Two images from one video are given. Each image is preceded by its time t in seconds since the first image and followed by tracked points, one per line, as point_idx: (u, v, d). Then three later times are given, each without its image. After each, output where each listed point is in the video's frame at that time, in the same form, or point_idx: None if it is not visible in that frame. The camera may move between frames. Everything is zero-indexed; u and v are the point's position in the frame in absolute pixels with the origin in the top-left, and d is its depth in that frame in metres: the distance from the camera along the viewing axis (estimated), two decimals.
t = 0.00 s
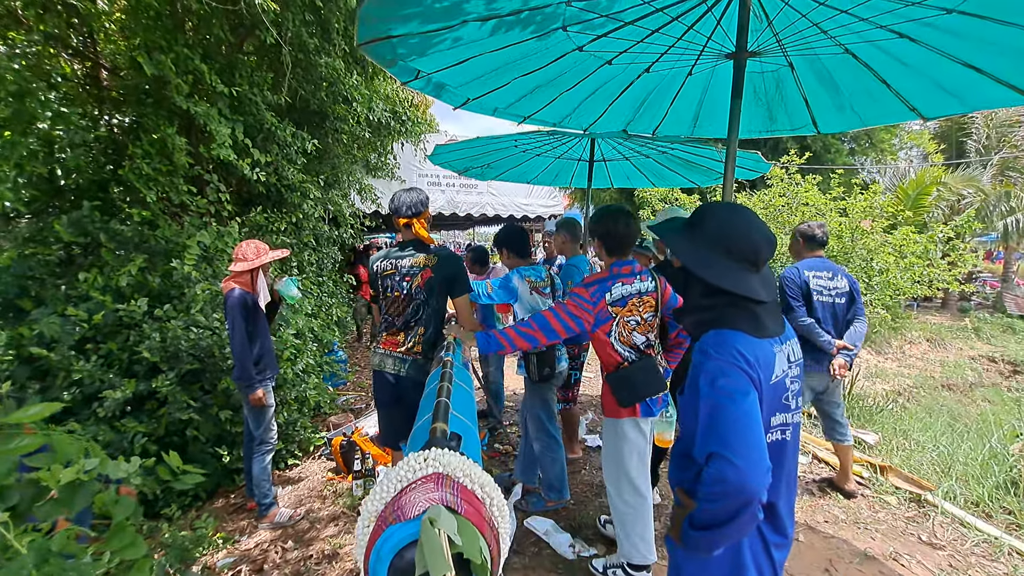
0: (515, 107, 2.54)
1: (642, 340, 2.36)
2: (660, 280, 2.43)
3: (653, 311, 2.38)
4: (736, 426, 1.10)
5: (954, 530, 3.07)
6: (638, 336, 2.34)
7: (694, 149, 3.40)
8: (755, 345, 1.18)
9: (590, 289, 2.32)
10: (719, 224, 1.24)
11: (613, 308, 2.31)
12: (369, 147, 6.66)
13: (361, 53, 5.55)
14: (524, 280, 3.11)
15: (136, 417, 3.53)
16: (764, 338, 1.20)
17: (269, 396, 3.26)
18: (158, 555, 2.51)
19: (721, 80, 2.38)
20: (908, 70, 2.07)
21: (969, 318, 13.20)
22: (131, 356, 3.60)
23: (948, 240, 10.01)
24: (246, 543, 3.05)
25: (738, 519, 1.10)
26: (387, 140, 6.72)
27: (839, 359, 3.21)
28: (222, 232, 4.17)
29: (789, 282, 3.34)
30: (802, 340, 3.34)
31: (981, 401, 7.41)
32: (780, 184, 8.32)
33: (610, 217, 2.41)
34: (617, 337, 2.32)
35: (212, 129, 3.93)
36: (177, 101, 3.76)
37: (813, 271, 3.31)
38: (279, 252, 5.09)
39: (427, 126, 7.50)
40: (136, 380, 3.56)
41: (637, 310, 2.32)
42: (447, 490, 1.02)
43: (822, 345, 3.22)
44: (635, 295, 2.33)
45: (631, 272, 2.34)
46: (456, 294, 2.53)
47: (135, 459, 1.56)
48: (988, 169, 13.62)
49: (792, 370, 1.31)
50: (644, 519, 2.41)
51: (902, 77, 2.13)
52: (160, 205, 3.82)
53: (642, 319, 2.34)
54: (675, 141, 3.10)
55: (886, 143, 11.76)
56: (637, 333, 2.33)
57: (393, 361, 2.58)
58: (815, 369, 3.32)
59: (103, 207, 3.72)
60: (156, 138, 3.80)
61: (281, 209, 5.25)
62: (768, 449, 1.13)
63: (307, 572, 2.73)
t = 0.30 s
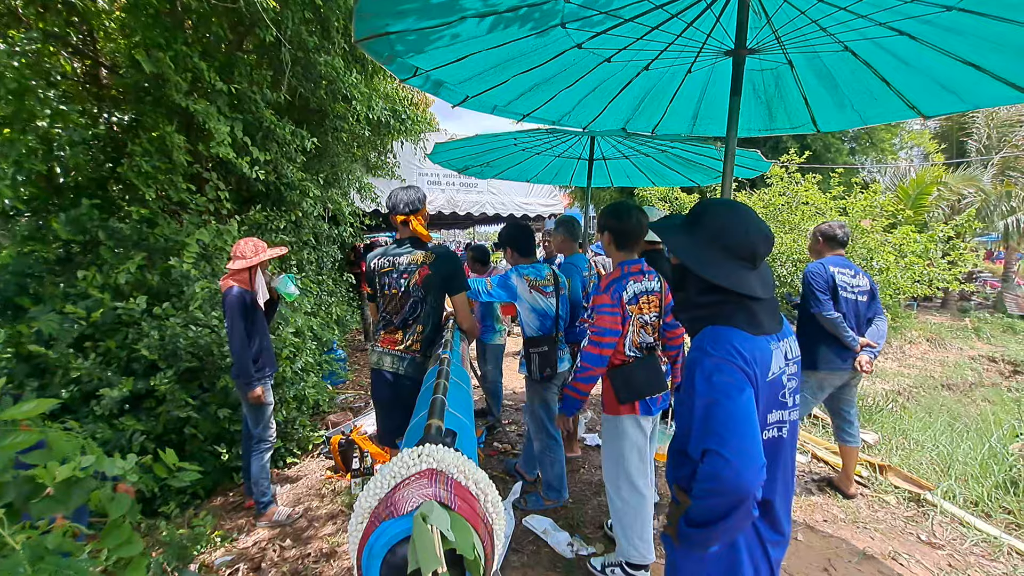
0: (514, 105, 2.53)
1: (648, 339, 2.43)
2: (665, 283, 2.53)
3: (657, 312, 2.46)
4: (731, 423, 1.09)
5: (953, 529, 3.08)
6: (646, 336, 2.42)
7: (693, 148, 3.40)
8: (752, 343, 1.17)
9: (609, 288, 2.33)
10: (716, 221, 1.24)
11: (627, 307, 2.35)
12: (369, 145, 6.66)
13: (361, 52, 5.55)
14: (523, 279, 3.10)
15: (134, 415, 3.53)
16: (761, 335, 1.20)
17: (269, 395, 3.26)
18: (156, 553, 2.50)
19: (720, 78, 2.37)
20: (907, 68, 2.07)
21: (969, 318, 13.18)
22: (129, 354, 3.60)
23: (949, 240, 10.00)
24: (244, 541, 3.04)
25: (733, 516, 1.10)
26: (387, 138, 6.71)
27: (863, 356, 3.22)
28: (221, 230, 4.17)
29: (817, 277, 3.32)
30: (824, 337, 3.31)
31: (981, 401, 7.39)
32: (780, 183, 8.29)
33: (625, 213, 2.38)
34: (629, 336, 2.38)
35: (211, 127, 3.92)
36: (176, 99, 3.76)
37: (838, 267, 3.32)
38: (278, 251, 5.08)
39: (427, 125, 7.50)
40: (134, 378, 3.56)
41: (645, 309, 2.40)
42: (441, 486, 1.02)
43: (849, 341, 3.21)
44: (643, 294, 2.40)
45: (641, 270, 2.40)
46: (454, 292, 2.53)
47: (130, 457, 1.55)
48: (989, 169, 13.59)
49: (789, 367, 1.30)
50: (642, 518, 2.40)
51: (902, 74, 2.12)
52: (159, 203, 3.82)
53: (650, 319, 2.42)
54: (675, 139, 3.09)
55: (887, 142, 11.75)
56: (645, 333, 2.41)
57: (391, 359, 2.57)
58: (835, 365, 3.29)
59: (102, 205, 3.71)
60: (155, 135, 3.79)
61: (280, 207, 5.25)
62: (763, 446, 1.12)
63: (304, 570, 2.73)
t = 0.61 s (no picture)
0: (512, 100, 2.52)
1: (655, 334, 2.42)
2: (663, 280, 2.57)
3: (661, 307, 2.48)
4: (725, 416, 1.08)
5: (951, 528, 3.07)
6: (654, 330, 2.40)
7: (693, 144, 3.39)
8: (748, 336, 1.16)
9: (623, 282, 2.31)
10: (711, 212, 1.22)
11: (639, 301, 2.33)
12: (368, 142, 6.64)
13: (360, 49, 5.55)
14: (520, 275, 3.09)
15: (130, 411, 3.53)
16: (758, 329, 1.18)
17: (265, 390, 3.24)
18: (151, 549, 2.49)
19: (719, 73, 2.36)
20: (908, 63, 2.05)
21: (969, 318, 13.16)
22: (125, 350, 3.59)
23: (949, 240, 9.97)
24: (239, 538, 3.03)
25: (726, 510, 1.09)
26: (386, 135, 6.70)
27: (868, 355, 3.20)
28: (218, 227, 4.15)
29: (821, 277, 3.30)
30: (828, 336, 3.31)
31: (981, 401, 7.37)
32: (780, 182, 8.26)
33: (624, 210, 2.43)
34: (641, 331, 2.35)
35: (208, 122, 3.89)
36: (173, 94, 3.73)
37: (844, 267, 3.30)
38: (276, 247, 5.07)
39: (426, 123, 7.48)
40: (130, 374, 3.55)
41: (653, 304, 2.39)
42: (427, 477, 1.01)
43: (853, 341, 3.20)
44: (650, 288, 2.40)
45: (645, 265, 2.43)
46: (449, 287, 2.52)
47: (119, 451, 1.54)
48: (989, 169, 13.58)
49: (786, 360, 1.28)
50: (643, 514, 2.39)
51: (902, 69, 2.11)
52: (156, 198, 3.80)
53: (656, 313, 2.42)
54: (674, 136, 3.07)
55: (887, 142, 11.86)
56: (653, 327, 2.39)
57: (387, 354, 2.56)
58: (840, 365, 3.27)
59: (99, 201, 3.70)
60: (152, 131, 3.76)
61: (279, 204, 5.23)
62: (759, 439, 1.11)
63: (299, 567, 2.71)
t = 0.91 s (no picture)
0: (512, 90, 2.48)
1: (655, 322, 2.47)
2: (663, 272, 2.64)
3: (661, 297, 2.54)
4: (722, 401, 1.04)
5: (949, 527, 3.05)
6: (654, 318, 2.45)
7: (695, 139, 3.37)
8: (747, 322, 1.12)
9: (629, 266, 2.35)
10: (708, 196, 1.19)
11: (644, 286, 2.38)
12: (369, 137, 6.61)
13: (361, 42, 5.52)
14: (518, 268, 3.06)
15: (123, 402, 3.49)
16: (758, 316, 1.15)
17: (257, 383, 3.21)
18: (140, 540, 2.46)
19: (722, 63, 2.33)
20: (911, 54, 2.02)
21: (969, 321, 13.14)
22: (118, 340, 3.55)
23: (949, 242, 9.94)
24: (230, 531, 3.00)
25: (723, 499, 1.06)
26: (386, 130, 6.66)
27: (876, 353, 3.18)
28: (215, 218, 4.11)
29: (831, 274, 3.26)
30: (836, 334, 3.29)
31: (980, 404, 7.34)
32: (781, 181, 8.22)
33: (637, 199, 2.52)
34: (642, 317, 2.39)
35: (205, 112, 3.85)
36: (171, 83, 3.69)
37: (852, 264, 3.27)
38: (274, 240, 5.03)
39: (427, 118, 7.45)
40: (123, 365, 3.52)
41: (654, 292, 2.45)
42: (410, 457, 1.08)
43: (861, 338, 3.18)
44: (652, 276, 2.46)
45: (650, 254, 2.48)
46: (446, 278, 2.51)
47: (103, 437, 1.51)
48: (990, 172, 13.60)
49: (786, 349, 1.25)
50: (638, 508, 2.38)
51: (905, 60, 2.07)
52: (153, 189, 3.76)
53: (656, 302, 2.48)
54: (676, 129, 3.04)
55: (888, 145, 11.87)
56: (653, 314, 2.45)
57: (382, 346, 2.53)
58: (846, 363, 3.26)
59: (94, 190, 3.66)
60: (149, 120, 3.72)
61: (278, 197, 5.19)
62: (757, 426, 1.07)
63: (290, 561, 2.68)
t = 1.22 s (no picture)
0: (519, 73, 2.38)
1: (660, 312, 2.48)
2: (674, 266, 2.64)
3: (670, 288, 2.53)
4: (747, 390, 0.99)
5: (960, 537, 2.95)
6: (659, 308, 2.47)
7: (705, 132, 3.29)
8: (773, 306, 1.07)
9: (632, 255, 2.44)
10: (735, 170, 1.12)
11: (649, 274, 2.41)
12: (373, 130, 6.52)
13: (366, 31, 5.43)
14: (521, 260, 2.96)
15: (113, 390, 3.40)
16: (785, 300, 1.09)
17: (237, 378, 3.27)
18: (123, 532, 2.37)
19: (740, 47, 2.23)
20: (938, 40, 1.92)
21: (973, 331, 13.02)
22: (110, 327, 3.47)
23: (956, 250, 9.83)
24: (218, 525, 2.92)
25: (746, 495, 1.00)
26: (390, 123, 6.57)
27: (885, 356, 3.11)
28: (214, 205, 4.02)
29: (846, 274, 3.14)
30: (846, 335, 3.20)
31: (983, 414, 7.26)
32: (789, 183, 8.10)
33: (648, 191, 2.54)
34: (646, 304, 2.42)
35: (206, 97, 3.76)
36: (170, 65, 3.58)
37: (867, 264, 3.16)
38: (273, 231, 4.95)
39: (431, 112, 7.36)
40: (114, 352, 3.43)
41: (661, 282, 2.47)
42: (394, 440, 1.02)
43: (872, 341, 3.09)
44: (660, 266, 2.48)
45: (658, 245, 2.52)
46: (447, 266, 2.42)
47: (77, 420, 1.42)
48: (997, 182, 13.50)
49: (814, 339, 1.19)
50: (629, 501, 2.41)
51: (931, 47, 1.97)
52: (150, 173, 3.66)
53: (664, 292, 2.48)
54: (687, 120, 2.95)
55: (896, 151, 11.78)
56: (659, 304, 2.46)
57: (378, 335, 2.43)
58: (858, 366, 3.16)
59: (90, 173, 3.54)
60: (146, 102, 3.62)
61: (279, 186, 5.11)
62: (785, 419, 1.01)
63: (279, 557, 2.59)
